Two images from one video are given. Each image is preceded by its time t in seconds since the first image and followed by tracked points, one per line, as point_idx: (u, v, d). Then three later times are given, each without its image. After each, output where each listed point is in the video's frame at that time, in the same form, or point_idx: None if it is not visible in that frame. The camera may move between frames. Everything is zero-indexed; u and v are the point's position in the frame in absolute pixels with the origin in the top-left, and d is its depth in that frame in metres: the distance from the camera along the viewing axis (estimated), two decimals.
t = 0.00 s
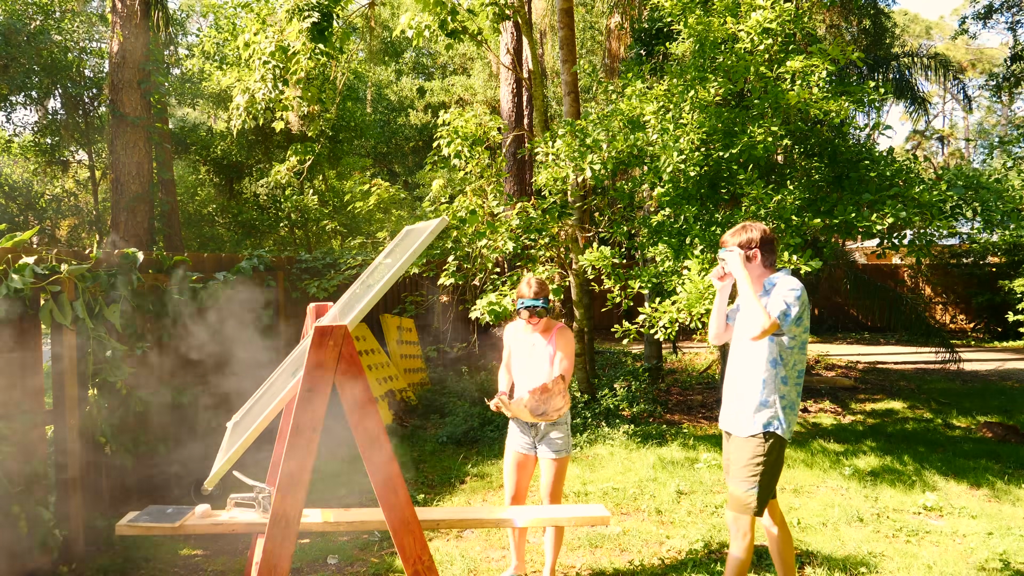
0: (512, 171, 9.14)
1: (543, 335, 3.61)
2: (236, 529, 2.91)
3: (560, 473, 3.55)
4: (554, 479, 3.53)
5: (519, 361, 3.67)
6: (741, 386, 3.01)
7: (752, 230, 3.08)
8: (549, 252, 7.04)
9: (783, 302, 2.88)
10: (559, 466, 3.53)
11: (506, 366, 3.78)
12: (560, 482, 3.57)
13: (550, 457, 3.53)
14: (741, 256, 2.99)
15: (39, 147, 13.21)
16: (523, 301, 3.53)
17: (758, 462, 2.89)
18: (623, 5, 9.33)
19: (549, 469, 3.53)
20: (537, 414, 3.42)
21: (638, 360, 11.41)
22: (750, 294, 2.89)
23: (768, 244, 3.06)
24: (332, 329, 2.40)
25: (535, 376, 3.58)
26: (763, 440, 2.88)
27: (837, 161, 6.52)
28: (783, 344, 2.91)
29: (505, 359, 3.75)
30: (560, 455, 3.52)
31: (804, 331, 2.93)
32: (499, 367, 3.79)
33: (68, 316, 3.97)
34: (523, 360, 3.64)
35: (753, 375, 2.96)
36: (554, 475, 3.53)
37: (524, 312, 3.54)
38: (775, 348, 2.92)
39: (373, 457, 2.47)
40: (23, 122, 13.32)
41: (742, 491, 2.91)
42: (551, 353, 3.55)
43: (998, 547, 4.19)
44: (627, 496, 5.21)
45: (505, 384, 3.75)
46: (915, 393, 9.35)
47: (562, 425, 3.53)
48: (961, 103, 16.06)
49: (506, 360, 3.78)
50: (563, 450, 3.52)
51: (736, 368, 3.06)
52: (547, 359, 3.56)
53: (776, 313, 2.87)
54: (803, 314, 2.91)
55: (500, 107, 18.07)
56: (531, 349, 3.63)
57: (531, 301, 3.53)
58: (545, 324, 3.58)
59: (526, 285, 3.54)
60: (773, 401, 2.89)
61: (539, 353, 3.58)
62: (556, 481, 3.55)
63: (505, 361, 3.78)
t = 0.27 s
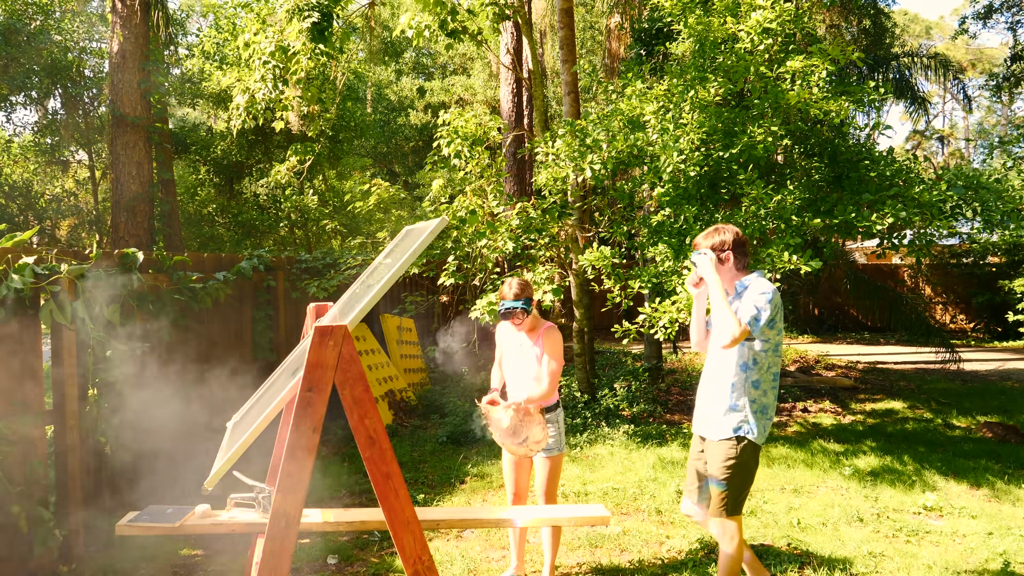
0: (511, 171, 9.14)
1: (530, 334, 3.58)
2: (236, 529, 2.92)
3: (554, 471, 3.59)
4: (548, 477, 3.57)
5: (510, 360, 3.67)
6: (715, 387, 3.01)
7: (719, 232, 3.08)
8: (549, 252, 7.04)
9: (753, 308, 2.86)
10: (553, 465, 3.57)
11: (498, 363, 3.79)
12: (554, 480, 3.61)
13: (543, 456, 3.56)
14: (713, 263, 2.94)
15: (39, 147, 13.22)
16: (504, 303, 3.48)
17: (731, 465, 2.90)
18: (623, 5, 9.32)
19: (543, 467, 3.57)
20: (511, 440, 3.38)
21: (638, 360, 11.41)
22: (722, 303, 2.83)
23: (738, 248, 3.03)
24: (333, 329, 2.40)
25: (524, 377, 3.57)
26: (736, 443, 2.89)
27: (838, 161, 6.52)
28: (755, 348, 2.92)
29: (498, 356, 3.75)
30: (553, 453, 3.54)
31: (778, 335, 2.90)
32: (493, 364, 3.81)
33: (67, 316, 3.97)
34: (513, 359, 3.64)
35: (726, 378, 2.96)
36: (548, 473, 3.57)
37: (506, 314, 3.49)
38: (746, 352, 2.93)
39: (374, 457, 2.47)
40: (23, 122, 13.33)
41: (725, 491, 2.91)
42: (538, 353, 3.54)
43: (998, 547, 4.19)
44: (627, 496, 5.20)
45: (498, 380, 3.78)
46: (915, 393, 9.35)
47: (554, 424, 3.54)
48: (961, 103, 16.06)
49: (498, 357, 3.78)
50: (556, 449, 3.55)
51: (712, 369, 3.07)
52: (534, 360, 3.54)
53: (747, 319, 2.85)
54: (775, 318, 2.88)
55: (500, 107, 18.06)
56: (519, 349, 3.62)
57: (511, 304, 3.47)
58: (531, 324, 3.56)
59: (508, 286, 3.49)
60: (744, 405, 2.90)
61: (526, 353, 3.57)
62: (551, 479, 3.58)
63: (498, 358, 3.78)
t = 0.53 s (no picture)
0: (511, 171, 9.14)
1: (523, 334, 3.58)
2: (236, 529, 2.91)
3: (550, 471, 3.58)
4: (545, 476, 3.57)
5: (502, 358, 3.69)
6: (702, 395, 2.99)
7: (686, 238, 3.08)
8: (549, 252, 7.03)
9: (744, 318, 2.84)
10: (549, 464, 3.57)
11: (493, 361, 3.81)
12: (551, 480, 3.60)
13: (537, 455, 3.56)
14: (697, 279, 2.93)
15: (39, 147, 13.21)
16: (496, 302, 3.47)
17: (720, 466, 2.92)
18: (623, 5, 9.34)
19: (540, 467, 3.56)
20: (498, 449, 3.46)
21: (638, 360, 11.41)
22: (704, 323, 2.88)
23: (704, 253, 3.07)
24: (332, 329, 2.40)
25: (517, 376, 3.58)
26: (724, 444, 2.91)
27: (838, 161, 6.52)
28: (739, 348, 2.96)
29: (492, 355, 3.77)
30: (547, 452, 3.54)
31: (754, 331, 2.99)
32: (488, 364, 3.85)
33: (67, 316, 3.97)
34: (506, 358, 3.65)
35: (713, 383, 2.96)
36: (545, 473, 3.57)
37: (499, 312, 3.49)
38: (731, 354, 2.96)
39: (374, 456, 2.47)
40: (23, 122, 13.34)
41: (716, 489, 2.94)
42: (531, 353, 3.54)
43: (998, 547, 4.19)
44: (627, 496, 5.20)
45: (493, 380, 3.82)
46: (915, 393, 9.35)
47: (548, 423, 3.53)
48: (961, 103, 16.05)
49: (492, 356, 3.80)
50: (551, 448, 3.54)
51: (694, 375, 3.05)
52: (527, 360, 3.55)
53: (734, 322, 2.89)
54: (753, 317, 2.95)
55: (500, 107, 18.06)
56: (512, 348, 3.62)
57: (503, 303, 3.46)
58: (522, 323, 3.57)
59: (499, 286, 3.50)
60: (736, 408, 2.92)
61: (519, 352, 3.58)
62: (548, 479, 3.58)
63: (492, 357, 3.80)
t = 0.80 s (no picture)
0: (511, 171, 9.14)
1: (520, 333, 3.59)
2: (236, 530, 2.90)
3: (549, 471, 3.58)
4: (545, 476, 3.56)
5: (500, 358, 3.70)
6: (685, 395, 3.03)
7: (660, 238, 3.09)
8: (549, 252, 7.03)
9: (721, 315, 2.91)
10: (548, 464, 3.56)
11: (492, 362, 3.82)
12: (550, 480, 3.59)
13: (537, 455, 3.55)
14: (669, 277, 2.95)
15: (39, 147, 13.21)
16: (492, 301, 3.47)
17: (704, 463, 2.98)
18: (623, 5, 9.33)
19: (539, 467, 3.56)
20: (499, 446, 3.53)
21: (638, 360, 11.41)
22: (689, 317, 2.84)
23: (678, 252, 3.10)
24: (333, 329, 2.40)
25: (515, 375, 3.58)
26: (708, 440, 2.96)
27: (838, 161, 6.52)
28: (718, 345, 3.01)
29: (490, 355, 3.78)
30: (546, 452, 3.53)
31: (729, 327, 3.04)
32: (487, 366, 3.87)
33: (67, 317, 3.98)
34: (504, 359, 3.66)
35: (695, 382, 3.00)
36: (544, 473, 3.56)
37: (496, 310, 3.49)
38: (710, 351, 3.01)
39: (374, 457, 2.47)
40: (23, 122, 13.35)
41: (704, 488, 2.98)
42: (529, 352, 3.55)
43: (998, 547, 4.19)
44: (627, 496, 5.20)
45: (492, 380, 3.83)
46: (915, 393, 9.35)
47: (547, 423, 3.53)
48: (961, 103, 16.04)
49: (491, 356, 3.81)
50: (550, 447, 3.54)
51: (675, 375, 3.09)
52: (525, 359, 3.56)
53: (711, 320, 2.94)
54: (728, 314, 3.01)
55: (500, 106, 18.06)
56: (510, 348, 3.63)
57: (499, 302, 3.46)
58: (520, 322, 3.57)
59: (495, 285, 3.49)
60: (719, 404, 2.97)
61: (517, 352, 3.58)
62: (547, 479, 3.57)
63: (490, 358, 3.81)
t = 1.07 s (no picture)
0: (511, 171, 9.14)
1: (520, 333, 3.59)
2: (236, 530, 2.90)
3: (550, 471, 3.57)
4: (545, 476, 3.55)
5: (500, 359, 3.70)
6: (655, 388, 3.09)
7: (638, 236, 3.11)
8: (549, 252, 7.03)
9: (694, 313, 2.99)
10: (549, 465, 3.56)
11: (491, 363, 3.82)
12: (551, 480, 3.59)
13: (537, 455, 3.55)
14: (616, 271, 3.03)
15: (39, 147, 13.21)
16: (493, 300, 3.47)
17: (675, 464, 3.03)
18: (622, 5, 9.33)
19: (539, 467, 3.55)
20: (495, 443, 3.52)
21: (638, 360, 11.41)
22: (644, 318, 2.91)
23: (653, 250, 3.14)
24: (332, 329, 2.40)
25: (516, 375, 3.59)
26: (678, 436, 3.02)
27: (838, 161, 6.52)
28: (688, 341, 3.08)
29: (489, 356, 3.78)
30: (547, 453, 3.53)
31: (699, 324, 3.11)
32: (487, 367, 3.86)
33: (67, 317, 3.98)
34: (504, 359, 3.66)
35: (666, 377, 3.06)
36: (545, 473, 3.55)
37: (496, 309, 3.49)
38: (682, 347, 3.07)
39: (374, 457, 2.47)
40: (23, 122, 13.35)
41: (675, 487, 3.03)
42: (529, 351, 3.55)
43: (998, 547, 4.19)
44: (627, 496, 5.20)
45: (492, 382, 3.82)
46: (915, 393, 9.35)
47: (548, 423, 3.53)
48: (961, 103, 16.04)
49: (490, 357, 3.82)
50: (551, 448, 3.53)
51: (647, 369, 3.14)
52: (525, 358, 3.56)
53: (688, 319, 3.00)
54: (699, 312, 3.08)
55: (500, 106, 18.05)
56: (510, 347, 3.63)
57: (499, 300, 3.46)
58: (520, 321, 3.58)
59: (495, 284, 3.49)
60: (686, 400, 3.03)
61: (518, 351, 3.59)
62: (548, 479, 3.57)
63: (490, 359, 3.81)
